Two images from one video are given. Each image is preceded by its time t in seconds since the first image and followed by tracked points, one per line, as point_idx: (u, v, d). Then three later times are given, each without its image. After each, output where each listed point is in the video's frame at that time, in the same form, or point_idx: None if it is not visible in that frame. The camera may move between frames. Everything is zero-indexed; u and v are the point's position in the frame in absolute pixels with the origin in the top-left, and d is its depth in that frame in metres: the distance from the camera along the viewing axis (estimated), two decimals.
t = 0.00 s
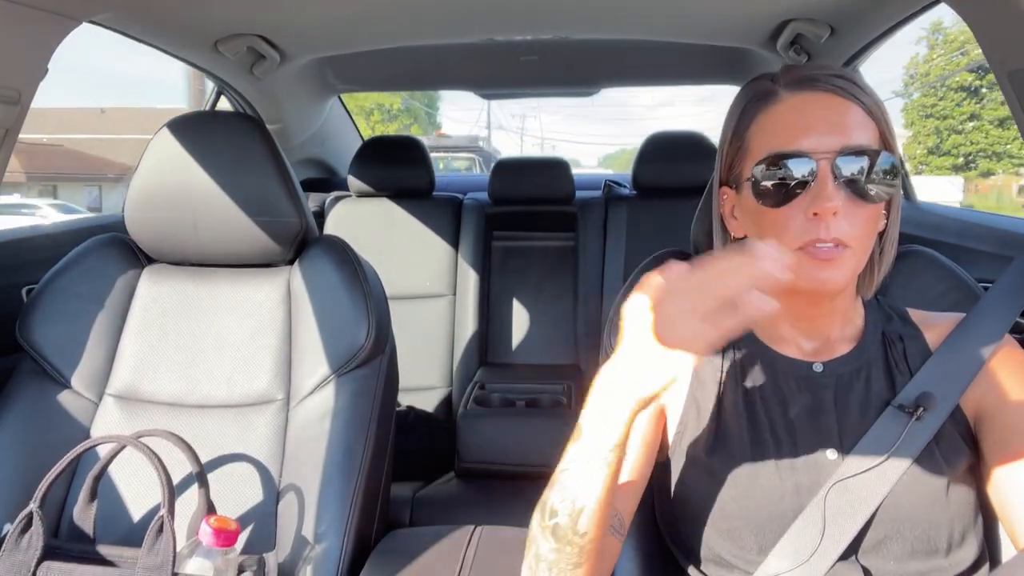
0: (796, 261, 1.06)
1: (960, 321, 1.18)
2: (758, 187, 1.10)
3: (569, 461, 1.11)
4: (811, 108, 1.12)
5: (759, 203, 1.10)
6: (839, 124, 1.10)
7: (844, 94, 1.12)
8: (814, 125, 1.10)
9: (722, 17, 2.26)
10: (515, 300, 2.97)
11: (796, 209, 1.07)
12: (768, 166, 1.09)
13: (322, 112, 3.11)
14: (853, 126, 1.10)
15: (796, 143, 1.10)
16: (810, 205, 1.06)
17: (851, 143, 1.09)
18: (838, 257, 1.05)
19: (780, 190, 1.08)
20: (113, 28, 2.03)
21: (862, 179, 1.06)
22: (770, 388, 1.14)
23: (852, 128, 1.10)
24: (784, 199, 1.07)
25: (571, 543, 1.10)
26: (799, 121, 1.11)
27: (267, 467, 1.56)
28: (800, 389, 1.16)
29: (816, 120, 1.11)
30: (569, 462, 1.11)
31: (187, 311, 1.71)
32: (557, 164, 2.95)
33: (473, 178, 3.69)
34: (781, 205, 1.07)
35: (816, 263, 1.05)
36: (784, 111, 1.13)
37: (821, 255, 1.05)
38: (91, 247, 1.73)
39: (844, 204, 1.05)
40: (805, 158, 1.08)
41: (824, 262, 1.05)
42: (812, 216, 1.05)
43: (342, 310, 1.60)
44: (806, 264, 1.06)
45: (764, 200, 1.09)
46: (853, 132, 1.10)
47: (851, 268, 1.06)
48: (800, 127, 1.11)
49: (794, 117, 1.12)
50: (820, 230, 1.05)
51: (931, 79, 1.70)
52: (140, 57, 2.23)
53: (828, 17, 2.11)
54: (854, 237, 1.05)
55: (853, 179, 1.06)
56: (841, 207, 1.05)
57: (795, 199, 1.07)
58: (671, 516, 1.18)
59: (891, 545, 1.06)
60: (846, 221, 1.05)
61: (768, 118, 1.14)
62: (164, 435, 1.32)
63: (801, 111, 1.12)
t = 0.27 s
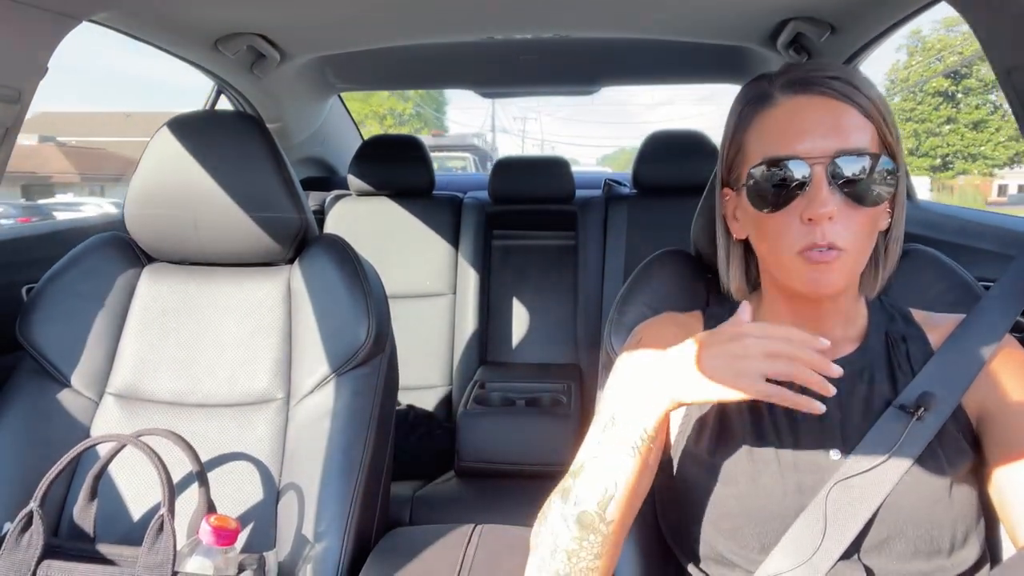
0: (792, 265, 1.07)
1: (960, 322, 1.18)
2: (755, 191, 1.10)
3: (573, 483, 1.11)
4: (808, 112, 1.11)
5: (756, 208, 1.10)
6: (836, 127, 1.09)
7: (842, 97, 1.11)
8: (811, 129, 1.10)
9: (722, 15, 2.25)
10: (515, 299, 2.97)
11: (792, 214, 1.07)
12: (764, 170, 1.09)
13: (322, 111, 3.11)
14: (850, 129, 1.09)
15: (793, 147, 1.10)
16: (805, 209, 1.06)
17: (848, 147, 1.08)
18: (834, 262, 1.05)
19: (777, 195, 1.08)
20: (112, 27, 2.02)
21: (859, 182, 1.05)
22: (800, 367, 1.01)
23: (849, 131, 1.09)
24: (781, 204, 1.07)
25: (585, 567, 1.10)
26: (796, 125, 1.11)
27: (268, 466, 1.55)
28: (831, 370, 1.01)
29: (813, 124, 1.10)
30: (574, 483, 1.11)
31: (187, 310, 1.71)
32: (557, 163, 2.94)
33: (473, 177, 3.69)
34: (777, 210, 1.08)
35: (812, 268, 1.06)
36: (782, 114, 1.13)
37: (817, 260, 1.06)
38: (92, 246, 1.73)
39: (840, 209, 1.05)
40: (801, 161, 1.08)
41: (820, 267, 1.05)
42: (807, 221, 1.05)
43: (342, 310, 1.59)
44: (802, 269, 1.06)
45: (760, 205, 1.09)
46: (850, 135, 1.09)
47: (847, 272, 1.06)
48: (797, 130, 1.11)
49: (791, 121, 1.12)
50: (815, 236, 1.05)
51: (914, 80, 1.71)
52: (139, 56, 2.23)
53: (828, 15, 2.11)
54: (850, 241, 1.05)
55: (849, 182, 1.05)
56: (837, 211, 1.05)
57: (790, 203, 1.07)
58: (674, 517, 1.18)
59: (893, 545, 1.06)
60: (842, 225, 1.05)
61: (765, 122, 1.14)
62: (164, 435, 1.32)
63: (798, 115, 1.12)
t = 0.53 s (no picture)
0: (791, 270, 1.07)
1: (961, 324, 1.18)
2: (754, 195, 1.09)
3: (572, 483, 1.12)
4: (808, 117, 1.11)
5: (755, 212, 1.10)
6: (836, 132, 1.10)
7: (842, 102, 1.11)
8: (810, 134, 1.10)
9: (722, 17, 2.25)
10: (515, 301, 2.97)
11: (791, 219, 1.07)
12: (763, 174, 1.09)
13: (322, 114, 3.11)
14: (849, 134, 1.09)
15: (792, 151, 1.10)
16: (804, 214, 1.06)
17: (848, 151, 1.08)
18: (833, 267, 1.05)
19: (777, 199, 1.08)
20: (113, 30, 2.03)
21: (859, 187, 1.05)
22: (800, 397, 1.01)
23: (849, 136, 1.09)
24: (780, 208, 1.07)
25: (584, 567, 1.10)
26: (796, 130, 1.11)
27: (268, 469, 1.55)
28: (827, 408, 1.02)
29: (813, 129, 1.10)
30: (573, 483, 1.11)
31: (188, 313, 1.71)
32: (558, 166, 2.95)
33: (473, 179, 3.69)
34: (776, 215, 1.08)
35: (811, 273, 1.06)
36: (781, 120, 1.13)
37: (816, 266, 1.05)
38: (92, 250, 1.73)
39: (839, 214, 1.05)
40: (801, 166, 1.07)
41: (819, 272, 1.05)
42: (806, 226, 1.05)
43: (343, 313, 1.60)
44: (801, 275, 1.06)
45: (760, 209, 1.09)
46: (850, 140, 1.09)
47: (847, 277, 1.06)
48: (796, 135, 1.11)
49: (790, 126, 1.12)
50: (814, 241, 1.05)
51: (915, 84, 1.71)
52: (141, 59, 2.24)
53: (828, 17, 2.11)
54: (850, 246, 1.05)
55: (849, 187, 1.05)
56: (837, 216, 1.05)
57: (790, 208, 1.07)
58: (676, 519, 1.19)
59: (893, 548, 1.06)
60: (841, 230, 1.05)
61: (766, 127, 1.15)
62: (165, 438, 1.32)
63: (798, 120, 1.12)
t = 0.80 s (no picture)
0: (787, 270, 1.07)
1: (961, 324, 1.18)
2: (750, 195, 1.10)
3: (572, 481, 1.12)
4: (803, 117, 1.12)
5: (752, 212, 1.10)
6: (830, 132, 1.10)
7: (836, 102, 1.11)
8: (805, 134, 1.10)
9: (723, 17, 2.25)
10: (515, 301, 2.98)
11: (787, 219, 1.07)
12: (758, 175, 1.09)
13: (322, 114, 3.11)
14: (844, 134, 1.10)
15: (787, 151, 1.10)
16: (800, 214, 1.06)
17: (843, 151, 1.08)
18: (829, 267, 1.05)
19: (772, 199, 1.08)
20: (113, 30, 2.03)
21: (854, 186, 1.05)
22: (793, 402, 1.02)
23: (845, 136, 1.10)
24: (776, 208, 1.07)
25: (584, 566, 1.10)
26: (791, 130, 1.12)
27: (268, 469, 1.55)
28: (816, 413, 1.03)
29: (809, 129, 1.11)
30: (573, 482, 1.11)
31: (188, 313, 1.71)
32: (558, 166, 2.93)
33: (473, 180, 3.69)
34: (771, 215, 1.08)
35: (807, 273, 1.06)
36: (776, 121, 1.14)
37: (812, 265, 1.05)
38: (92, 249, 1.73)
39: (834, 213, 1.05)
40: (797, 165, 1.08)
41: (815, 272, 1.05)
42: (801, 225, 1.05)
43: (343, 313, 1.60)
44: (797, 274, 1.06)
45: (756, 209, 1.09)
46: (845, 140, 1.09)
47: (843, 277, 1.06)
48: (791, 135, 1.11)
49: (785, 126, 1.12)
50: (810, 241, 1.05)
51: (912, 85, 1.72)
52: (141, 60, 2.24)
53: (828, 18, 2.11)
54: (845, 246, 1.05)
55: (844, 186, 1.05)
56: (832, 215, 1.05)
57: (786, 207, 1.07)
58: (676, 519, 1.19)
59: (893, 548, 1.06)
60: (836, 229, 1.05)
61: (761, 127, 1.15)
62: (164, 438, 1.32)
63: (792, 120, 1.12)
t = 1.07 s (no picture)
0: (784, 268, 1.07)
1: (961, 322, 1.18)
2: (747, 192, 1.10)
3: (570, 479, 1.12)
4: (800, 114, 1.12)
5: (749, 209, 1.10)
6: (827, 130, 1.10)
7: (833, 100, 1.11)
8: (802, 131, 1.10)
9: (723, 17, 2.25)
10: (515, 301, 2.98)
11: (783, 216, 1.07)
12: (755, 172, 1.09)
13: (322, 114, 3.11)
14: (841, 131, 1.10)
15: (785, 148, 1.10)
16: (795, 211, 1.06)
17: (840, 148, 1.08)
18: (826, 264, 1.05)
19: (769, 197, 1.08)
20: (112, 28, 2.03)
21: (850, 183, 1.05)
22: (790, 401, 1.01)
23: (842, 134, 1.10)
24: (772, 205, 1.08)
25: (583, 564, 1.10)
26: (788, 128, 1.12)
27: (268, 468, 1.55)
28: (813, 416, 1.03)
29: (806, 127, 1.11)
30: (571, 480, 1.12)
31: (188, 312, 1.71)
32: (557, 165, 2.95)
33: (473, 179, 3.69)
34: (768, 212, 1.08)
35: (803, 270, 1.06)
36: (773, 118, 1.14)
37: (808, 262, 1.05)
38: (92, 248, 1.73)
39: (830, 209, 1.05)
40: (794, 162, 1.08)
41: (811, 269, 1.05)
42: (797, 222, 1.05)
43: (342, 312, 1.60)
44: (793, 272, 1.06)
45: (753, 207, 1.09)
46: (842, 137, 1.09)
47: (840, 274, 1.06)
48: (788, 133, 1.11)
49: (782, 124, 1.12)
50: (806, 237, 1.05)
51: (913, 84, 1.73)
52: (141, 59, 2.24)
53: (827, 17, 2.11)
54: (841, 243, 1.05)
55: (841, 183, 1.05)
56: (828, 212, 1.05)
57: (783, 204, 1.07)
58: (675, 517, 1.19)
59: (892, 547, 1.06)
60: (833, 226, 1.05)
61: (758, 125, 1.15)
62: (164, 437, 1.32)
63: (790, 118, 1.12)
